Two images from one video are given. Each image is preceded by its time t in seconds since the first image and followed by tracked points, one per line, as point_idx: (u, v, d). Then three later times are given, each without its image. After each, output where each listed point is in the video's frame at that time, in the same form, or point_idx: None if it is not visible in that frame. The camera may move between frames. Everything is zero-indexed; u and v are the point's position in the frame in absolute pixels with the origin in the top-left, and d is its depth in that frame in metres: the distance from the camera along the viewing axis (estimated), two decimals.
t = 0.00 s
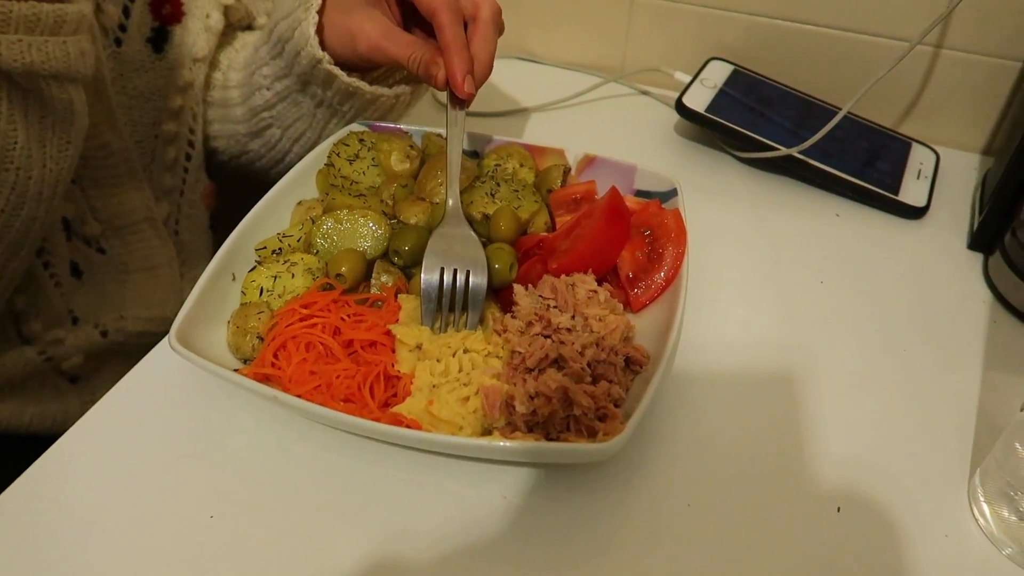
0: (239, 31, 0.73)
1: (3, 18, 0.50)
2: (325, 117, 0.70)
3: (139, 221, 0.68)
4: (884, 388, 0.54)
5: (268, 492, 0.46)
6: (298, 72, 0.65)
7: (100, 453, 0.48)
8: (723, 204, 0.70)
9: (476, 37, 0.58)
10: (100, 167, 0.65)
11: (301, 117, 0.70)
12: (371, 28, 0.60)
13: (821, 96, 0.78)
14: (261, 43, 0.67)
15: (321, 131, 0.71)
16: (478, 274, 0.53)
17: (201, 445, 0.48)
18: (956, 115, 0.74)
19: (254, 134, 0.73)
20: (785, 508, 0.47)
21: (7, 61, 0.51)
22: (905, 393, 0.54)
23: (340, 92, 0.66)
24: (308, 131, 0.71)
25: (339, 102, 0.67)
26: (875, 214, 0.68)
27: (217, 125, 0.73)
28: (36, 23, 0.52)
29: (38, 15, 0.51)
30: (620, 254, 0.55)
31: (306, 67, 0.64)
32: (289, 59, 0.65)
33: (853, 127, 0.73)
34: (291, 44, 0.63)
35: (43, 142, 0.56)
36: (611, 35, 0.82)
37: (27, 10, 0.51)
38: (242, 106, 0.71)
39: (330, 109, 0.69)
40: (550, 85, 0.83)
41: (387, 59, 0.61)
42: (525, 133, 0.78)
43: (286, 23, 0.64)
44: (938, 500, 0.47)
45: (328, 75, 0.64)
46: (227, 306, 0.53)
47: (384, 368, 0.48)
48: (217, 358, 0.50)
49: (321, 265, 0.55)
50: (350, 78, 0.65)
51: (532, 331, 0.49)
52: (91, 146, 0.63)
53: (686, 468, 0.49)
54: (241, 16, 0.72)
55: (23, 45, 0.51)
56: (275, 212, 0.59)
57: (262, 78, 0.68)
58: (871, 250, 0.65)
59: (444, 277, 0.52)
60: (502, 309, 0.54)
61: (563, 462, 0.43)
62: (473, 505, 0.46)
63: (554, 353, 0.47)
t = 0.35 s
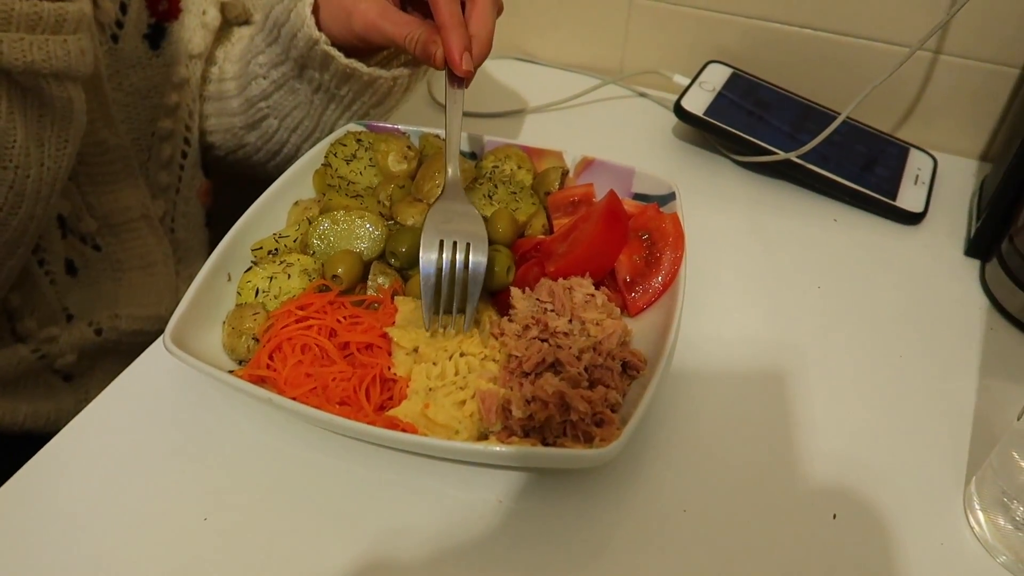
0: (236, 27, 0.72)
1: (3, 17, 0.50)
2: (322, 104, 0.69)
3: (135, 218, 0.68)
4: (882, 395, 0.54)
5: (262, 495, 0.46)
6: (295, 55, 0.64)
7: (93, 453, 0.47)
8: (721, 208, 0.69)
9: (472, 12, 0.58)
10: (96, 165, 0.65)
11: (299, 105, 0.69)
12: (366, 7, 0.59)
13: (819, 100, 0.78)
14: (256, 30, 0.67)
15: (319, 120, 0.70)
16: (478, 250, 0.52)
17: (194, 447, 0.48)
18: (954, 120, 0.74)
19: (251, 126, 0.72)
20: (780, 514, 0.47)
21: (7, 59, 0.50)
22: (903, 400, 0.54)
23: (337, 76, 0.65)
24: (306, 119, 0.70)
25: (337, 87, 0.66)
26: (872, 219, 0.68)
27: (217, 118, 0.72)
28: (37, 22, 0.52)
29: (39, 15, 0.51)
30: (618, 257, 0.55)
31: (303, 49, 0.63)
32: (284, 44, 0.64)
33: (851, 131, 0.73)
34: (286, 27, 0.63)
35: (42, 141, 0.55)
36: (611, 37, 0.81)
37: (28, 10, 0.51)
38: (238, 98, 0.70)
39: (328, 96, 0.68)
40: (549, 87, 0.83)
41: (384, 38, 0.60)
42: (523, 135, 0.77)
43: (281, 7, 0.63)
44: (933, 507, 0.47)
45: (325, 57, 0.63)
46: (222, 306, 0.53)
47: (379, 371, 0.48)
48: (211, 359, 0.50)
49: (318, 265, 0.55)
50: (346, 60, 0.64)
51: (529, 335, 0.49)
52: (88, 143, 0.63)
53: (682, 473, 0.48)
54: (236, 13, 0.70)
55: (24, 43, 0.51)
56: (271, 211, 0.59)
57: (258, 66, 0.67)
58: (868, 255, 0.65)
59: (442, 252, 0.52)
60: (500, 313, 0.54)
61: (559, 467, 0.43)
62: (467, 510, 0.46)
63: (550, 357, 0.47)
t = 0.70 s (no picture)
0: (237, 25, 0.73)
1: (8, 13, 0.50)
2: (316, 124, 0.70)
3: (138, 214, 0.68)
4: (882, 399, 0.54)
5: (263, 493, 0.46)
6: (290, 77, 0.65)
7: (94, 451, 0.47)
8: (723, 210, 0.69)
9: (471, 44, 0.60)
10: (99, 161, 0.65)
11: (293, 120, 0.70)
12: (367, 32, 0.60)
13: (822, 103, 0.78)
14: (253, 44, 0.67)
15: (313, 136, 0.71)
16: (473, 287, 0.52)
17: (195, 443, 0.48)
18: (958, 124, 0.74)
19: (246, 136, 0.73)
20: (780, 516, 0.47)
21: (13, 56, 0.50)
22: (904, 405, 0.54)
23: (332, 99, 0.66)
24: (301, 135, 0.71)
25: (332, 108, 0.68)
26: (874, 222, 0.68)
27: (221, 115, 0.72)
28: (42, 18, 0.51)
29: (44, 11, 0.51)
30: (620, 258, 0.55)
31: (299, 73, 0.64)
32: (280, 63, 0.64)
33: (854, 134, 0.73)
34: (283, 49, 0.63)
35: (47, 137, 0.55)
36: (615, 37, 0.81)
37: (34, 5, 0.51)
38: (234, 107, 0.70)
39: (322, 116, 0.69)
40: (552, 87, 0.83)
41: (383, 64, 0.61)
42: (526, 135, 0.77)
43: (278, 27, 0.63)
44: (932, 511, 0.47)
45: (321, 82, 0.64)
46: (224, 304, 0.53)
47: (381, 370, 0.48)
48: (214, 356, 0.50)
49: (320, 264, 0.55)
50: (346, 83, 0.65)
51: (531, 335, 0.49)
52: (92, 139, 0.63)
53: (682, 475, 0.49)
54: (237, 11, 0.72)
55: (31, 40, 0.51)
56: (275, 209, 0.59)
57: (253, 80, 0.67)
58: (869, 258, 0.65)
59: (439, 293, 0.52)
60: (501, 313, 0.54)
61: (560, 468, 0.43)
62: (467, 510, 0.46)
63: (552, 357, 0.47)
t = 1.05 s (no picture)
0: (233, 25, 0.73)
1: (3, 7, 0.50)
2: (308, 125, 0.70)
3: (135, 212, 0.68)
4: (879, 400, 0.54)
5: (258, 492, 0.46)
6: (283, 81, 0.65)
7: (89, 449, 0.47)
8: (721, 210, 0.69)
9: (472, 38, 0.60)
10: (96, 157, 0.64)
11: (284, 123, 0.70)
12: (365, 30, 0.60)
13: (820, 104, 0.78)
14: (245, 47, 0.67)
15: (303, 138, 0.72)
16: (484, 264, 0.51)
17: (191, 442, 0.48)
18: (956, 126, 0.74)
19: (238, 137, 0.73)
20: (776, 516, 0.47)
21: (6, 49, 0.50)
22: (901, 407, 0.54)
23: (326, 102, 0.66)
24: (292, 136, 0.71)
25: (326, 111, 0.68)
26: (872, 223, 0.68)
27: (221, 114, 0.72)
28: (37, 12, 0.51)
29: (39, 6, 0.51)
30: (618, 258, 0.55)
31: (293, 76, 0.64)
32: (273, 67, 0.65)
33: (852, 136, 0.73)
34: (277, 52, 0.63)
35: (42, 132, 0.55)
36: (613, 37, 0.81)
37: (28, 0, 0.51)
38: (226, 108, 0.70)
39: (315, 118, 0.69)
40: (550, 86, 0.83)
41: (382, 62, 0.61)
42: (525, 134, 0.77)
43: (273, 31, 0.63)
44: (928, 512, 0.47)
45: (316, 85, 0.64)
46: (221, 302, 0.53)
47: (377, 368, 0.48)
48: (210, 354, 0.50)
49: (317, 262, 0.55)
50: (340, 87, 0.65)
51: (528, 335, 0.49)
52: (90, 136, 0.63)
53: (679, 475, 0.48)
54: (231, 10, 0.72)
55: (25, 34, 0.51)
56: (272, 207, 0.59)
57: (244, 83, 0.68)
58: (867, 260, 0.65)
59: (447, 275, 0.52)
60: (498, 312, 0.54)
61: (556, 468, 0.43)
62: (463, 509, 0.46)
63: (549, 357, 0.47)
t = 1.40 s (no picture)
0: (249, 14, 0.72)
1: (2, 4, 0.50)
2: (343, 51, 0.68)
3: (137, 206, 0.68)
4: (880, 399, 0.54)
5: (259, 488, 0.46)
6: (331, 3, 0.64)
7: (91, 444, 0.47)
8: (723, 207, 0.69)
9: None
10: (98, 152, 0.64)
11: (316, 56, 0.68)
12: None
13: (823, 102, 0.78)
14: None
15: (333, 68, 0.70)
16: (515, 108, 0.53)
17: (191, 437, 0.48)
18: (959, 125, 0.73)
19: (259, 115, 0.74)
20: (776, 515, 0.47)
21: (7, 46, 0.50)
22: (902, 406, 0.53)
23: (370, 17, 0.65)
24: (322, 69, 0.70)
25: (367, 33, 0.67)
26: (874, 222, 0.68)
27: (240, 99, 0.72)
28: (37, 8, 0.52)
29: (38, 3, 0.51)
30: (619, 255, 0.55)
31: None
32: None
33: (855, 134, 0.73)
34: None
35: (43, 128, 0.55)
36: (616, 33, 0.81)
37: None
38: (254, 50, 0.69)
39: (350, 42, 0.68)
40: (552, 82, 0.83)
41: None
42: (527, 130, 0.77)
43: None
44: (927, 511, 0.47)
45: None
46: (221, 298, 0.53)
47: (378, 365, 0.48)
48: (210, 349, 0.50)
49: (318, 258, 0.55)
50: None
51: (529, 332, 0.49)
52: (93, 130, 0.63)
53: (679, 472, 0.48)
54: None
55: (25, 30, 0.50)
56: (273, 202, 0.59)
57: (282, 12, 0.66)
58: (868, 257, 0.65)
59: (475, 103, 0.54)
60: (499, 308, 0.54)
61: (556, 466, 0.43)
62: (463, 507, 0.46)
63: (549, 354, 0.47)
